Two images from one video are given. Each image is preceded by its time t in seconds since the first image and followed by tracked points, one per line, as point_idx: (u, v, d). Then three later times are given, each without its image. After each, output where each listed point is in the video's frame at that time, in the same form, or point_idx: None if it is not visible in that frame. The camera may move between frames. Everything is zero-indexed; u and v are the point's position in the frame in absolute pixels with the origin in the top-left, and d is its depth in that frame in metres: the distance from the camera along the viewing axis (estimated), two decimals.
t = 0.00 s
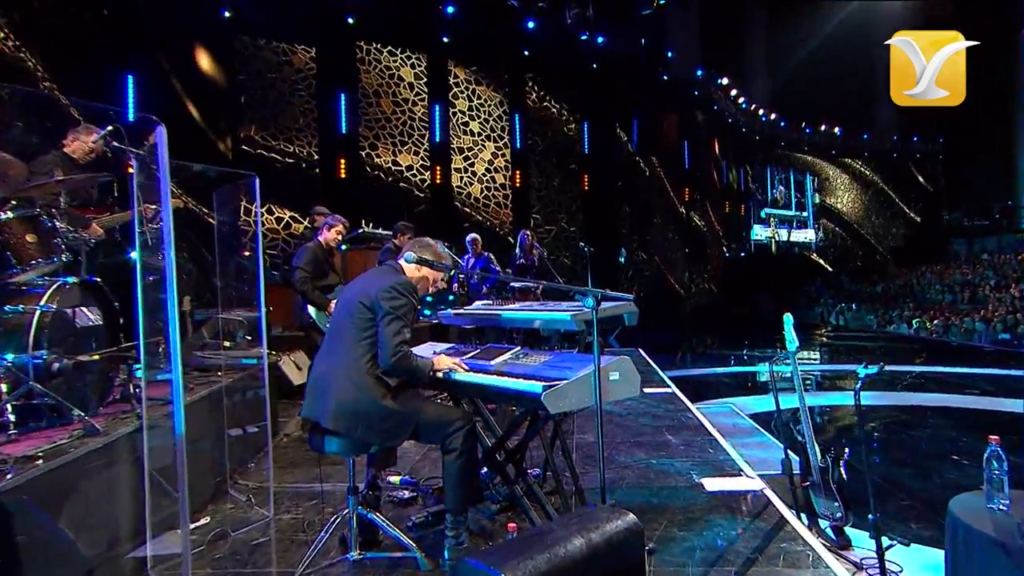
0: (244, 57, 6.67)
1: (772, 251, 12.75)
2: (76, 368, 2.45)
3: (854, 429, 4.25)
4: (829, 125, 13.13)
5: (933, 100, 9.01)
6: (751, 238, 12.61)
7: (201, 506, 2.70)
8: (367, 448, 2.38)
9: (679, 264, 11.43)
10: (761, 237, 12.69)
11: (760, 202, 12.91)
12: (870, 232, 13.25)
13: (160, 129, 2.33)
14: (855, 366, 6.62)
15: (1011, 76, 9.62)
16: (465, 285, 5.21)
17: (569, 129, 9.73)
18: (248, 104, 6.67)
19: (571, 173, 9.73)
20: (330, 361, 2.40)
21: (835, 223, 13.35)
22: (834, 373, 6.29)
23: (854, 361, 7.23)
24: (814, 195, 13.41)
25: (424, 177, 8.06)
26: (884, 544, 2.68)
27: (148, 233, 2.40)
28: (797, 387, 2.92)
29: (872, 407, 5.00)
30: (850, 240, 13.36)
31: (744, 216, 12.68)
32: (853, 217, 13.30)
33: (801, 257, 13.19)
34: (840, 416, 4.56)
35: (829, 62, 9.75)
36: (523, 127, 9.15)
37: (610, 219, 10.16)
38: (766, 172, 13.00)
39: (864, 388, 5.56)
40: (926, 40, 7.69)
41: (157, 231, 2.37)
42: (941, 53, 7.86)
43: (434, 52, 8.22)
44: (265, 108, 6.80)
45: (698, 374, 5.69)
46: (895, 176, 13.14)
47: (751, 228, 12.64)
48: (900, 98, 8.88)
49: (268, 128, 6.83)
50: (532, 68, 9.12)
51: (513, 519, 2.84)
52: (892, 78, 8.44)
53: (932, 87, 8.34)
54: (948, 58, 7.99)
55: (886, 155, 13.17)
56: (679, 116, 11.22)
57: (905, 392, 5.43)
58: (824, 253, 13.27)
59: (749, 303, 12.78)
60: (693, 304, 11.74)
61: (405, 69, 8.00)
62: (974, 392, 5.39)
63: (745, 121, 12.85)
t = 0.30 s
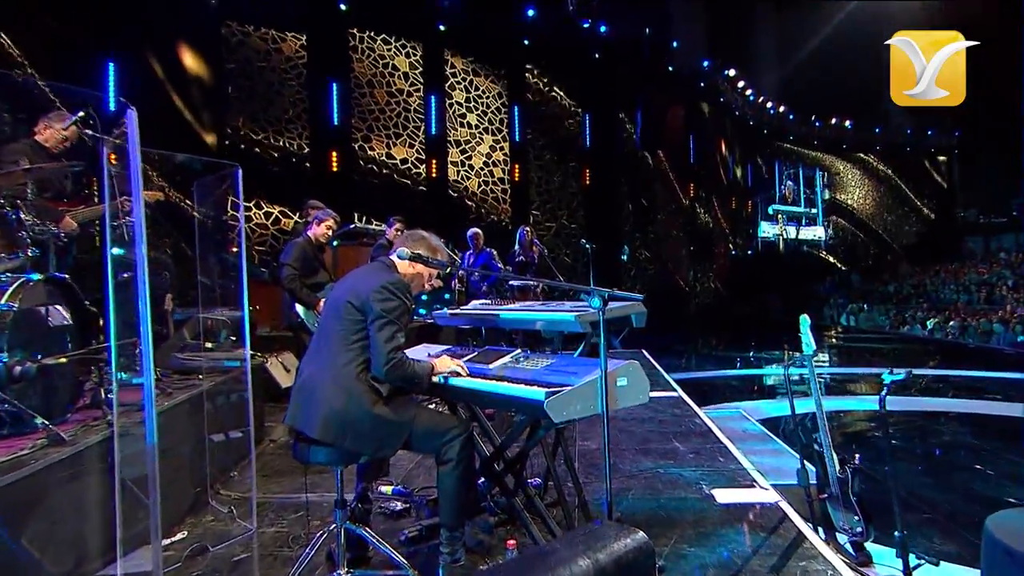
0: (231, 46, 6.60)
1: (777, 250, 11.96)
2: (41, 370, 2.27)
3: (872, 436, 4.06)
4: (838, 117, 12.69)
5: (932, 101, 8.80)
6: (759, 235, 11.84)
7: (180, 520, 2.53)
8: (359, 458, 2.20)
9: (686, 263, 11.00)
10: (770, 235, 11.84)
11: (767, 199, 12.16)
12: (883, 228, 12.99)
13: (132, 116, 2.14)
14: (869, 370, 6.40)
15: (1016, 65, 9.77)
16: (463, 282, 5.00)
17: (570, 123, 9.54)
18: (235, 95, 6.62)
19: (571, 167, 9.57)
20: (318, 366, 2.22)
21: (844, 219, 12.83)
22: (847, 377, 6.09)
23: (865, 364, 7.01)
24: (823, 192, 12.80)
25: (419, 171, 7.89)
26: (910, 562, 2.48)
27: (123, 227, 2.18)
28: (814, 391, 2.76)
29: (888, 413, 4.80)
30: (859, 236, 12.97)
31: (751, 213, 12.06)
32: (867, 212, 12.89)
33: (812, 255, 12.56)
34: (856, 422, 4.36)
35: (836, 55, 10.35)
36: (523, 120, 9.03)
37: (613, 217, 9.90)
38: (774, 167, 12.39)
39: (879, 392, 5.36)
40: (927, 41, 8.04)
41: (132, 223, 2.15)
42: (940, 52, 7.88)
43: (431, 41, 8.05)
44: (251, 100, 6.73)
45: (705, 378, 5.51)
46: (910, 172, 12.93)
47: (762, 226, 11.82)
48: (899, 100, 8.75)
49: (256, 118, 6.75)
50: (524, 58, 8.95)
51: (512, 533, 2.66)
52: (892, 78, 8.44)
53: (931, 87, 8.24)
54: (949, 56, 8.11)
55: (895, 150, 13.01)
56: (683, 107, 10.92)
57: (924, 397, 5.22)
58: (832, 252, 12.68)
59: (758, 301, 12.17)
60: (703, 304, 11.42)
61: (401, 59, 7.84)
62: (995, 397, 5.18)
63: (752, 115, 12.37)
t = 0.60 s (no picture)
0: (222, 34, 6.44)
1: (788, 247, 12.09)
2: (10, 373, 2.18)
3: (889, 443, 3.91)
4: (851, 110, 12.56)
5: (932, 100, 8.98)
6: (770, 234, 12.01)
7: (160, 532, 2.39)
8: (353, 467, 2.06)
9: (693, 262, 10.85)
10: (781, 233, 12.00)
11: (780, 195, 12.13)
12: (900, 227, 12.68)
13: (108, 101, 2.03)
14: (885, 373, 6.21)
15: None
16: (465, 280, 4.84)
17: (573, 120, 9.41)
18: (224, 86, 6.45)
19: (574, 163, 9.45)
20: (305, 371, 2.06)
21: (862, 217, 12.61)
22: (861, 380, 5.92)
23: (880, 369, 6.81)
24: (838, 189, 12.63)
25: (418, 165, 7.77)
26: None
27: (99, 220, 2.05)
28: (835, 396, 2.60)
29: (905, 417, 4.63)
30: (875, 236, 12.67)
31: (761, 211, 12.03)
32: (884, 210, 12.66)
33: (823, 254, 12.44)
34: (871, 428, 4.21)
35: (838, 55, 10.08)
36: (523, 112, 8.88)
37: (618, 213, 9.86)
38: (786, 164, 12.29)
39: (896, 397, 5.18)
40: (927, 41, 8.22)
41: (108, 216, 2.03)
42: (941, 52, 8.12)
43: (431, 32, 7.92)
44: (239, 91, 6.54)
45: (713, 381, 5.36)
46: (928, 169, 12.63)
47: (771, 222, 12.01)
48: (899, 99, 8.97)
49: (248, 111, 6.58)
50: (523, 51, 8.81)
51: (514, 548, 2.52)
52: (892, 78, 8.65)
53: (932, 87, 8.49)
54: (948, 57, 8.28)
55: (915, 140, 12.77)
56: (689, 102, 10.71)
57: (942, 403, 5.04)
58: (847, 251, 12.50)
59: (764, 303, 12.13)
60: (710, 306, 11.33)
61: (399, 48, 7.69)
62: (1017, 402, 4.99)
63: (763, 109, 12.37)
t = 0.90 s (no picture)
0: (214, 22, 6.33)
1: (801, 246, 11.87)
2: None
3: (910, 452, 3.75)
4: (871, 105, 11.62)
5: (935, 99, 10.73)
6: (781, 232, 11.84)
7: (144, 543, 2.27)
8: (348, 477, 1.93)
9: (703, 260, 10.65)
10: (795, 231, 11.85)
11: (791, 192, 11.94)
12: (921, 223, 11.98)
13: (85, 88, 1.96)
14: (902, 377, 6.02)
15: None
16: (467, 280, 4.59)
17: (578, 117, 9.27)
18: (216, 75, 6.37)
19: (579, 160, 9.31)
20: (289, 380, 1.91)
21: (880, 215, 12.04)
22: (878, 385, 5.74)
23: (897, 372, 6.60)
24: (853, 186, 12.08)
25: (418, 159, 7.64)
26: None
27: (77, 214, 1.95)
28: (854, 401, 2.43)
29: (925, 423, 4.47)
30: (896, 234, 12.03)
31: (772, 208, 11.82)
32: (904, 208, 11.95)
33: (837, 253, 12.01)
34: (890, 436, 4.05)
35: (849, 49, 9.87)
36: (527, 104, 8.75)
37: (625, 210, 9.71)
38: (799, 160, 11.97)
39: (915, 401, 5.00)
40: (927, 42, 9.91)
41: (87, 209, 1.94)
42: (938, 54, 9.93)
43: (431, 24, 7.81)
44: (232, 81, 6.47)
45: (724, 385, 5.20)
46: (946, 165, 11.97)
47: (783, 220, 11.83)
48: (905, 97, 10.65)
49: (238, 103, 6.49)
50: (525, 43, 8.72)
51: (518, 562, 2.39)
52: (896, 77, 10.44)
53: (931, 85, 10.32)
54: (948, 57, 9.98)
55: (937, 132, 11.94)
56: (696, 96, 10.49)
57: (964, 408, 4.85)
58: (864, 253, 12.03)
59: (779, 302, 11.92)
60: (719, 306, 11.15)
61: (398, 40, 7.59)
62: None
63: (776, 102, 11.79)
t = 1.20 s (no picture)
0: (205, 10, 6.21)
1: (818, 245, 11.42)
2: None
3: (934, 459, 3.58)
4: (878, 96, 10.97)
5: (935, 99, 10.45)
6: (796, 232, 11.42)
7: (127, 554, 2.17)
8: (341, 485, 1.82)
9: (715, 258, 10.48)
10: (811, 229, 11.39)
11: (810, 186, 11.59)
12: (943, 220, 11.67)
13: (63, 72, 1.82)
14: (923, 381, 5.83)
15: None
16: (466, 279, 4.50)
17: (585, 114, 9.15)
18: (209, 66, 6.26)
19: (586, 156, 9.19)
20: (272, 387, 1.79)
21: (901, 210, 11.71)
22: (898, 389, 5.54)
23: (918, 375, 6.39)
24: (873, 181, 11.80)
25: (418, 154, 7.58)
26: None
27: (51, 208, 1.85)
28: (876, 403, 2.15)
29: (948, 430, 4.29)
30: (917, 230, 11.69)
31: (790, 202, 11.44)
32: (926, 204, 11.75)
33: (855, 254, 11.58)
34: (912, 443, 3.88)
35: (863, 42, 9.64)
36: (532, 96, 8.65)
37: (634, 207, 9.47)
38: (815, 153, 11.61)
39: (937, 406, 4.81)
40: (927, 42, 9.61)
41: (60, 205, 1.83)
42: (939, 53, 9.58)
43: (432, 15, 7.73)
44: (227, 73, 6.37)
45: (738, 389, 5.04)
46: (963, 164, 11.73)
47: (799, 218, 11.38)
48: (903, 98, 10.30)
49: (232, 96, 6.41)
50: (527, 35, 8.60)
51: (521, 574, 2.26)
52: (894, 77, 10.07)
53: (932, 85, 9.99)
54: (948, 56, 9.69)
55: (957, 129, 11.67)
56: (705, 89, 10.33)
57: (990, 413, 4.66)
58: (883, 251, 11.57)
59: (792, 303, 11.72)
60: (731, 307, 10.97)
61: (397, 29, 7.51)
62: None
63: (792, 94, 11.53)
